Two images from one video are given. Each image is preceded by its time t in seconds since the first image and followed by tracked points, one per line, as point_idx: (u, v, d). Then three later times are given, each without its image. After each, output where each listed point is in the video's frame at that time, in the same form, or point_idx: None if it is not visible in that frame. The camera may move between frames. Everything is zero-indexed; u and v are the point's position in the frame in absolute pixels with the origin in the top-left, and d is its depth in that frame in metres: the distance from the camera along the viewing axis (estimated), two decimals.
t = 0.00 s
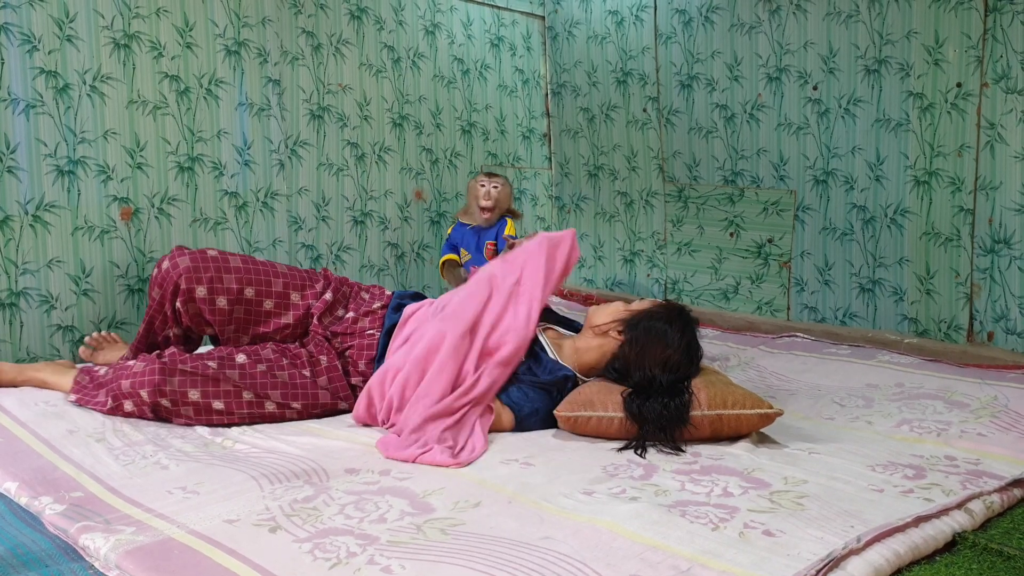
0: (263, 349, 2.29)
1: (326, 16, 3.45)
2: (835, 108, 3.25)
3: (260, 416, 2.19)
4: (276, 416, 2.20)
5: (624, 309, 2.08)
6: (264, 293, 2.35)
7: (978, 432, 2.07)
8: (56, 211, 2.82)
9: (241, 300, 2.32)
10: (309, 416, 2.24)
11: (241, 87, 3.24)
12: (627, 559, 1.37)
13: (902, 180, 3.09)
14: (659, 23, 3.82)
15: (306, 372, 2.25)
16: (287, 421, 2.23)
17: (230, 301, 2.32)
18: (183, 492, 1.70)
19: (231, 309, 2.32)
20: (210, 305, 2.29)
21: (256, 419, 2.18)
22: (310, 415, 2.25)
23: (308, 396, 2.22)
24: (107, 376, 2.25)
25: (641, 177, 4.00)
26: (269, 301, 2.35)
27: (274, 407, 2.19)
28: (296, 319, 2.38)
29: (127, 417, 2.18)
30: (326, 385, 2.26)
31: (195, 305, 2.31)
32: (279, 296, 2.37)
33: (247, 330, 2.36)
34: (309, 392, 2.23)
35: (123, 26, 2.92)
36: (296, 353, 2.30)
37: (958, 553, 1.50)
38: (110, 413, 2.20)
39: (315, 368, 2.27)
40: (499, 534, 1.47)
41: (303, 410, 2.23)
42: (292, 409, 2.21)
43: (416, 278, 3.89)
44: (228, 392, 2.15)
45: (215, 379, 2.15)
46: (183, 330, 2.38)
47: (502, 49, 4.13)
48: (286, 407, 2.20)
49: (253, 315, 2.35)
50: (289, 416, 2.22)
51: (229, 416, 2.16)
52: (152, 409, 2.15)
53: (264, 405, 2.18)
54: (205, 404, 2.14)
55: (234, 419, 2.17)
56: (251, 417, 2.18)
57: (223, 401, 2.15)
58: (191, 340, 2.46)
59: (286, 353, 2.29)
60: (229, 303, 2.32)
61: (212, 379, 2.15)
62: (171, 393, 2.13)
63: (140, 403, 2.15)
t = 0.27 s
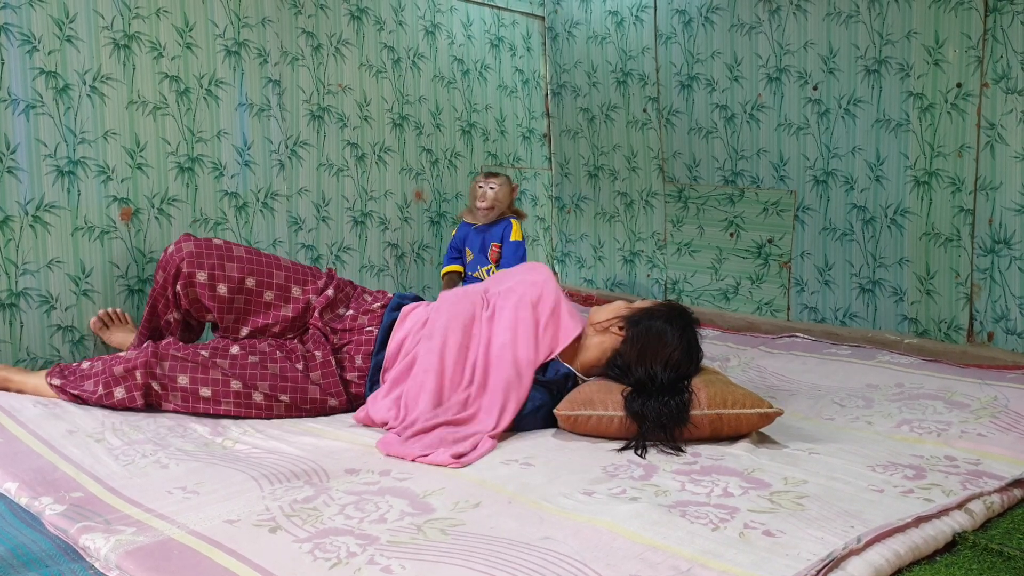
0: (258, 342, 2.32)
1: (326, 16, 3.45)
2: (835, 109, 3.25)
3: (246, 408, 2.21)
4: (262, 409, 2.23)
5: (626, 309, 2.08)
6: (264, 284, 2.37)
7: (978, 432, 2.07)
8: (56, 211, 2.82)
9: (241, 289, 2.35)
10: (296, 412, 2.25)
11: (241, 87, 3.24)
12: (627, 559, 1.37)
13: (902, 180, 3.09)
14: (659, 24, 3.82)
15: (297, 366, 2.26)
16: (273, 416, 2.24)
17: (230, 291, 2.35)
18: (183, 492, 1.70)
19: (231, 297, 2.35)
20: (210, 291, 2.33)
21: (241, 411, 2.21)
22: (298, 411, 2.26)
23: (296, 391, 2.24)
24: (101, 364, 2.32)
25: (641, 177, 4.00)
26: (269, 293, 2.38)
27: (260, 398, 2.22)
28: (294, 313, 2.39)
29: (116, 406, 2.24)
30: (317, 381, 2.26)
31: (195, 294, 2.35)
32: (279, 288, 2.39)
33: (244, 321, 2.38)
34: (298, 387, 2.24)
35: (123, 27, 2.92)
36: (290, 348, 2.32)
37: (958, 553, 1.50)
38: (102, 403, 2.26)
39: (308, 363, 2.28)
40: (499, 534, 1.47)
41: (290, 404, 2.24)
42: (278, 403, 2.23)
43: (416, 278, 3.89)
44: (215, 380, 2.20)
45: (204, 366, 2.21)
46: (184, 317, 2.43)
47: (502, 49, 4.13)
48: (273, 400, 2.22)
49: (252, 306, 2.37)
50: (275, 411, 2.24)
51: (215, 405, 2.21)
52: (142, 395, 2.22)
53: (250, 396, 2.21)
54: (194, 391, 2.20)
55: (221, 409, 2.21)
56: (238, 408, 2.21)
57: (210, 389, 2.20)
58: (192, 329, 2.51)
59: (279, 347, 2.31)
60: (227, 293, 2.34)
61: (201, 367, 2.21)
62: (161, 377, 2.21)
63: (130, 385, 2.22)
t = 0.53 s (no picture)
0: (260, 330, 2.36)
1: (326, 16, 3.45)
2: (835, 109, 3.25)
3: (240, 393, 2.22)
4: (255, 395, 2.23)
5: (622, 310, 2.07)
6: (278, 267, 2.46)
7: (978, 432, 2.07)
8: (56, 211, 2.82)
9: (255, 268, 2.45)
10: (288, 403, 2.27)
11: (241, 87, 3.24)
12: (627, 560, 1.37)
13: (902, 180, 3.09)
14: (659, 24, 3.82)
15: (296, 355, 2.29)
16: (265, 404, 2.25)
17: (245, 269, 2.45)
18: (183, 493, 1.69)
19: (243, 272, 2.44)
20: (224, 262, 2.44)
21: (235, 396, 2.22)
22: (290, 402, 2.27)
23: (291, 378, 2.25)
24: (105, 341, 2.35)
25: (641, 178, 4.00)
26: (281, 276, 2.45)
27: (255, 383, 2.22)
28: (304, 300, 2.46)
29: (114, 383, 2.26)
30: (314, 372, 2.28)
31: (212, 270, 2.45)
32: (292, 272, 2.47)
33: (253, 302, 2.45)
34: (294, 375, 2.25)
35: (123, 26, 2.92)
36: (292, 339, 2.34)
37: (958, 554, 1.49)
38: (101, 379, 2.29)
39: (307, 356, 2.30)
40: (499, 535, 1.47)
41: (283, 394, 2.25)
42: (272, 390, 2.24)
43: (416, 279, 3.89)
44: (214, 358, 2.22)
45: (204, 345, 2.23)
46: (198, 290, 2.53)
47: (502, 49, 4.13)
48: (266, 387, 2.23)
49: (263, 288, 2.45)
50: (269, 399, 2.24)
51: (211, 385, 2.23)
52: (141, 369, 2.25)
53: (244, 379, 2.21)
54: (192, 368, 2.23)
55: (215, 390, 2.22)
56: (231, 393, 2.22)
57: (208, 368, 2.22)
58: (208, 309, 2.61)
59: (282, 333, 2.35)
60: (242, 269, 2.44)
61: (201, 346, 2.23)
62: (161, 351, 2.24)
63: (130, 358, 2.24)
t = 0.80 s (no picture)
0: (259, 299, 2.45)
1: (326, 16, 3.45)
2: (835, 109, 3.25)
3: (229, 336, 2.23)
4: (244, 340, 2.24)
5: (610, 306, 2.09)
6: (284, 255, 2.61)
7: (978, 432, 2.07)
8: (56, 211, 2.82)
9: (262, 252, 2.59)
10: (271, 360, 2.25)
11: (241, 87, 3.24)
12: (627, 560, 1.37)
13: (902, 180, 3.09)
14: (659, 24, 3.82)
15: (291, 326, 2.33)
16: (248, 353, 2.24)
17: (254, 253, 2.60)
18: (183, 492, 1.69)
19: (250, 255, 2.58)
20: (233, 241, 2.58)
21: (225, 338, 2.24)
22: (274, 360, 2.26)
23: (281, 342, 2.28)
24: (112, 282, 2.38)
25: (641, 177, 4.00)
26: (286, 263, 2.59)
27: (246, 330, 2.24)
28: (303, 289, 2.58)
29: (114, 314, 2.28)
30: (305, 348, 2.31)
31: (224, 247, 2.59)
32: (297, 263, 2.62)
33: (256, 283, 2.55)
34: (284, 343, 2.29)
35: (123, 26, 2.92)
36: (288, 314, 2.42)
37: (958, 553, 1.49)
38: (102, 319, 2.32)
39: (300, 336, 2.35)
40: (499, 535, 1.47)
41: (269, 348, 2.25)
42: (260, 340, 2.24)
43: (416, 278, 3.89)
44: (215, 296, 2.26)
45: (211, 283, 2.29)
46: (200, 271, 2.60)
47: (502, 49, 4.13)
48: (256, 335, 2.24)
49: (268, 273, 2.58)
50: (254, 348, 2.24)
51: (205, 323, 2.24)
52: (142, 299, 2.27)
53: (237, 322, 2.23)
54: (192, 303, 2.26)
55: (207, 325, 2.23)
56: (221, 334, 2.23)
57: (208, 302, 2.25)
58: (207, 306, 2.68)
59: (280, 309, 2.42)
60: (252, 248, 2.59)
61: (209, 282, 2.28)
62: (166, 283, 2.28)
63: (137, 286, 2.28)
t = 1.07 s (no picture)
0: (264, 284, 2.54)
1: (326, 16, 3.45)
2: (835, 108, 3.25)
3: (228, 298, 2.33)
4: (240, 306, 2.31)
5: (594, 303, 2.08)
6: (291, 255, 2.70)
7: (977, 432, 2.07)
8: (56, 211, 2.82)
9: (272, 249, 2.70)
10: (259, 328, 2.29)
11: (242, 87, 3.24)
12: (627, 559, 1.37)
13: (903, 180, 3.09)
14: (659, 23, 3.82)
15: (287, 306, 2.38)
16: (244, 318, 2.31)
17: (264, 249, 2.73)
18: (183, 492, 1.69)
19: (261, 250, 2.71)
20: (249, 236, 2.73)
21: (224, 301, 2.33)
22: (261, 329, 2.29)
23: (274, 315, 2.31)
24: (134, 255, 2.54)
25: (641, 177, 4.00)
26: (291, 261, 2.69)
27: (244, 296, 2.33)
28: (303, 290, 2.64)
29: (130, 274, 2.40)
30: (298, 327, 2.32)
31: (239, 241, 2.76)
32: (301, 264, 2.70)
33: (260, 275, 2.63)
34: (277, 318, 2.32)
35: (123, 26, 2.92)
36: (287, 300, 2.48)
37: (958, 553, 1.49)
38: (118, 283, 2.42)
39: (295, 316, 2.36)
40: (499, 535, 1.47)
41: (263, 314, 2.31)
42: (255, 307, 2.31)
43: (416, 278, 3.89)
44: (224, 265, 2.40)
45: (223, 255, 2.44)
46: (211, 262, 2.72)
47: (502, 49, 4.13)
48: (252, 302, 2.32)
49: (272, 270, 2.68)
50: (250, 313, 2.31)
51: (209, 283, 2.36)
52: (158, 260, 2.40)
53: (237, 287, 2.34)
54: (201, 266, 2.39)
55: (212, 287, 2.35)
56: (222, 295, 2.34)
57: (218, 266, 2.39)
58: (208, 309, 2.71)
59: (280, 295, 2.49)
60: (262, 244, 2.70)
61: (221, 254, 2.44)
62: (183, 249, 2.43)
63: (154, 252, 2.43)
